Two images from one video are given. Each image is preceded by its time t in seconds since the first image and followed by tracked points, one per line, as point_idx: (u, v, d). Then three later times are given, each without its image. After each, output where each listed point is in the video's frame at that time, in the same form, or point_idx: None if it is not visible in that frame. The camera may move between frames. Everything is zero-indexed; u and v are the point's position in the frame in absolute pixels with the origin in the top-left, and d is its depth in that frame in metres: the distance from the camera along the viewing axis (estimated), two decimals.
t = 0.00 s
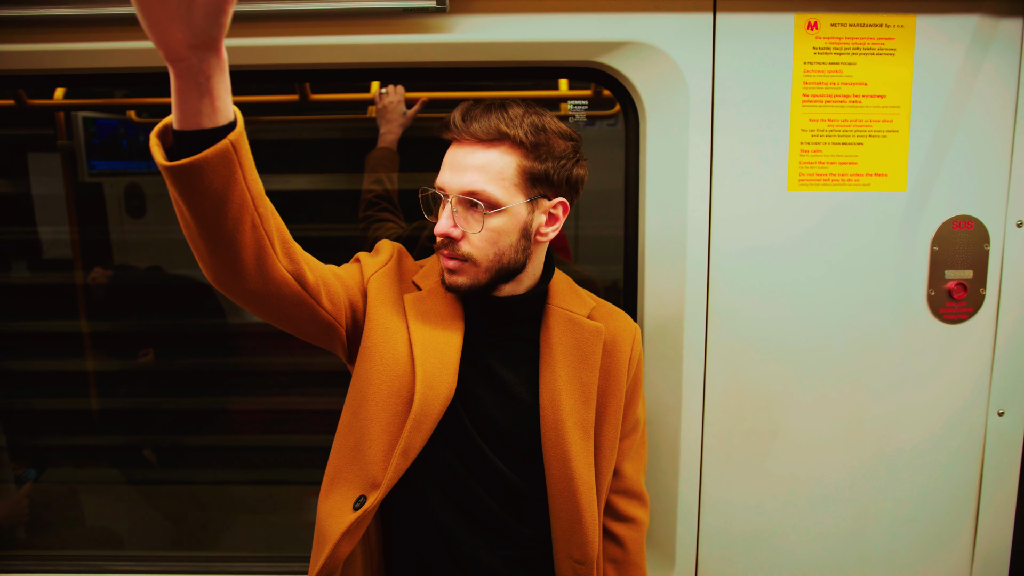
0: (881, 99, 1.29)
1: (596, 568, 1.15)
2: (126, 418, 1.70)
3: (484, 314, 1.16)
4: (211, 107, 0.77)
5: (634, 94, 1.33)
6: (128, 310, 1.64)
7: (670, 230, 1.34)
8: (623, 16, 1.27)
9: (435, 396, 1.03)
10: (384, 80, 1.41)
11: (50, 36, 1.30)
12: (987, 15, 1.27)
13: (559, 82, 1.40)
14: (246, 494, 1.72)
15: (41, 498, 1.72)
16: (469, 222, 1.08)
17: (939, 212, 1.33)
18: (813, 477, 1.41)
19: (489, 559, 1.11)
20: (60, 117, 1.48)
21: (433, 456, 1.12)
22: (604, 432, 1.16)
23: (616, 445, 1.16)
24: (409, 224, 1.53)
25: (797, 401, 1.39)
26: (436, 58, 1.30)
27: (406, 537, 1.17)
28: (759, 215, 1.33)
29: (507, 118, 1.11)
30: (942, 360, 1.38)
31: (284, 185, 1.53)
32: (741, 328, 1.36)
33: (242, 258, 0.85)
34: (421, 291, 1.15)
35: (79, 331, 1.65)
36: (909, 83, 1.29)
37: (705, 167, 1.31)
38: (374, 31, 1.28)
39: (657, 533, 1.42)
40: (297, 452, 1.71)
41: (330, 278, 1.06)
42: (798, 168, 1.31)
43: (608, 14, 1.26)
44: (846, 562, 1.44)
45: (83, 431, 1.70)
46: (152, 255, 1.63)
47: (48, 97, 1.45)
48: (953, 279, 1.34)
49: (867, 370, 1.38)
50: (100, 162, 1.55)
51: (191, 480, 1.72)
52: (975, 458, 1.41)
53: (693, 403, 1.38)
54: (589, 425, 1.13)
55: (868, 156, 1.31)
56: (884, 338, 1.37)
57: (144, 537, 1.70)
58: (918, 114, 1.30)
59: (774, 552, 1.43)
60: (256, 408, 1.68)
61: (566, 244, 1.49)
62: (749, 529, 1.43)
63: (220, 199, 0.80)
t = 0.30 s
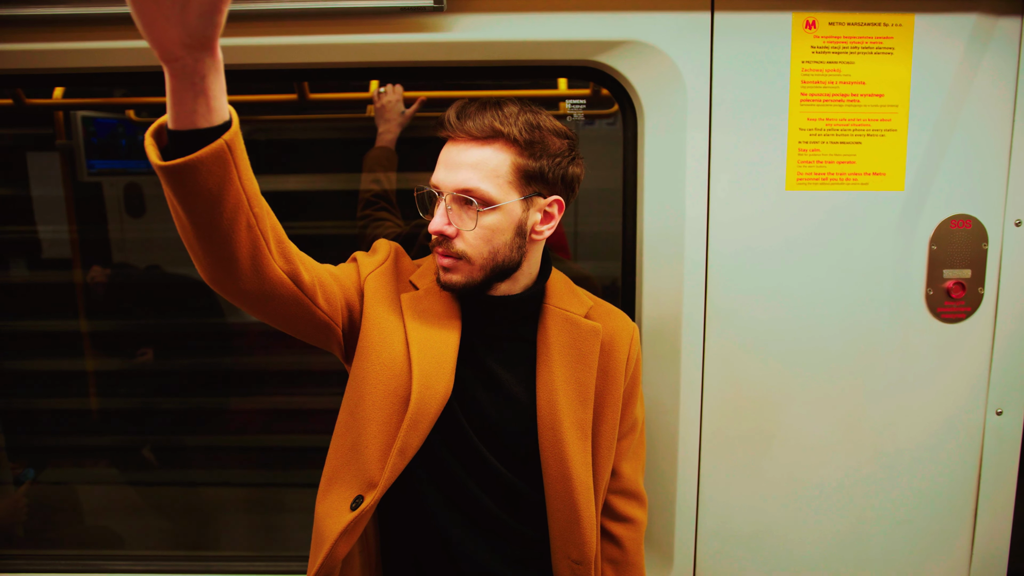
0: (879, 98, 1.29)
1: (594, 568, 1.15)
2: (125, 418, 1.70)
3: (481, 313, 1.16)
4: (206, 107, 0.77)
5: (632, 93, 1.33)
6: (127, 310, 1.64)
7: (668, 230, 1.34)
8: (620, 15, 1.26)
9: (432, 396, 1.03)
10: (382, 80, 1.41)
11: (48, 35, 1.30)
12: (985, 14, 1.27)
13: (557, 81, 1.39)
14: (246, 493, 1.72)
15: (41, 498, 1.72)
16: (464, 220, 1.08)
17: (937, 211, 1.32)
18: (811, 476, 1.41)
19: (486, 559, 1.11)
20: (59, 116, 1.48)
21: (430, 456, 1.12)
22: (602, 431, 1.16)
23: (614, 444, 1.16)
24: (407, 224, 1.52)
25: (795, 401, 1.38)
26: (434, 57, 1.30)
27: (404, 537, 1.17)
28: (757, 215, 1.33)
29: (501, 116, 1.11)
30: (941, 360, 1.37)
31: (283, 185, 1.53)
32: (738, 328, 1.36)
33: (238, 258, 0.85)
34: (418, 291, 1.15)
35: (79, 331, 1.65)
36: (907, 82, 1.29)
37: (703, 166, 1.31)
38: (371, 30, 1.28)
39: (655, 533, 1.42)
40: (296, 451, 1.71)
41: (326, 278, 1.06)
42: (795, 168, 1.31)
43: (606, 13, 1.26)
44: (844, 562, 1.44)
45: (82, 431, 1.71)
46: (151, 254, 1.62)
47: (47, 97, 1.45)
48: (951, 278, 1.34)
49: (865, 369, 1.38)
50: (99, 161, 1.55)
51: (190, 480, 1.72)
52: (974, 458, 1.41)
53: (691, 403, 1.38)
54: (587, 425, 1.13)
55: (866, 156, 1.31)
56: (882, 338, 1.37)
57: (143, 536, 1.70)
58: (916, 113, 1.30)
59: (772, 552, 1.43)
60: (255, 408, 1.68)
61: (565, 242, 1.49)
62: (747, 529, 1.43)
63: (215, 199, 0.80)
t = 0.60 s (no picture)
0: (876, 98, 1.29)
1: (591, 567, 1.15)
2: (125, 418, 1.70)
3: (478, 313, 1.17)
4: (204, 107, 0.77)
5: (630, 93, 1.33)
6: (126, 310, 1.65)
7: (665, 230, 1.34)
8: (618, 15, 1.26)
9: (428, 395, 1.03)
10: (381, 79, 1.41)
11: (47, 35, 1.31)
12: (982, 14, 1.27)
13: (557, 81, 1.39)
14: (246, 493, 1.72)
15: (40, 498, 1.73)
16: (459, 219, 1.08)
17: (934, 210, 1.33)
18: (808, 476, 1.41)
19: (484, 558, 1.12)
20: (58, 116, 1.48)
21: (428, 455, 1.12)
22: (599, 430, 1.17)
23: (611, 444, 1.16)
24: (406, 224, 1.53)
25: (792, 401, 1.39)
26: (432, 57, 1.30)
27: (402, 536, 1.17)
28: (754, 215, 1.33)
29: (497, 116, 1.11)
30: (938, 359, 1.38)
31: (282, 185, 1.53)
32: (735, 328, 1.36)
33: (234, 257, 0.86)
34: (415, 291, 1.15)
35: (78, 330, 1.66)
36: (904, 82, 1.29)
37: (701, 166, 1.31)
38: (370, 30, 1.28)
39: (652, 532, 1.43)
40: (295, 451, 1.71)
41: (323, 278, 1.06)
42: (793, 167, 1.31)
43: (604, 13, 1.26)
44: (842, 561, 1.44)
45: (82, 430, 1.71)
46: (150, 254, 1.63)
47: (46, 96, 1.46)
48: (948, 278, 1.34)
49: (861, 369, 1.38)
50: (98, 161, 1.55)
51: (190, 479, 1.72)
52: (970, 456, 1.41)
53: (689, 402, 1.38)
54: (584, 424, 1.14)
55: (864, 155, 1.31)
56: (879, 337, 1.37)
57: (142, 535, 1.70)
58: (913, 113, 1.30)
59: (769, 551, 1.44)
60: (254, 407, 1.69)
61: (564, 242, 1.49)
62: (745, 528, 1.43)
63: (212, 199, 0.80)
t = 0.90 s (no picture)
0: (869, 101, 1.30)
1: (586, 566, 1.16)
2: (124, 418, 1.71)
3: (474, 314, 1.17)
4: (202, 112, 0.78)
5: (625, 95, 1.34)
6: (126, 311, 1.65)
7: (660, 232, 1.35)
8: (613, 19, 1.27)
9: (424, 396, 1.04)
10: (379, 81, 1.42)
11: (46, 38, 1.31)
12: (974, 17, 1.28)
13: (555, 83, 1.40)
14: (245, 493, 1.73)
15: (39, 498, 1.73)
16: (453, 222, 1.09)
17: (927, 212, 1.34)
18: (802, 476, 1.42)
19: (480, 557, 1.13)
20: (58, 117, 1.49)
21: (425, 455, 1.13)
22: (594, 431, 1.18)
23: (606, 444, 1.17)
24: (403, 226, 1.54)
25: (785, 402, 1.40)
26: (429, 60, 1.31)
27: (399, 535, 1.18)
28: (749, 218, 1.34)
29: (489, 119, 1.12)
30: (931, 360, 1.39)
31: (280, 186, 1.54)
32: (730, 329, 1.37)
33: (233, 261, 0.87)
34: (411, 293, 1.16)
35: (78, 331, 1.66)
36: (897, 86, 1.30)
37: (696, 169, 1.32)
38: (367, 33, 1.29)
39: (648, 531, 1.44)
40: (293, 451, 1.72)
41: (321, 280, 1.07)
42: (787, 170, 1.33)
43: (600, 16, 1.27)
44: (835, 561, 1.45)
45: (81, 431, 1.72)
46: (149, 255, 1.63)
47: (45, 98, 1.46)
48: (941, 279, 1.35)
49: (855, 369, 1.39)
50: (97, 162, 1.56)
51: (189, 480, 1.73)
52: (963, 456, 1.42)
53: (684, 403, 1.40)
54: (579, 424, 1.15)
55: (857, 157, 1.32)
56: (872, 338, 1.38)
57: (142, 534, 1.71)
58: (907, 115, 1.31)
59: (764, 551, 1.45)
60: (253, 407, 1.69)
61: (561, 243, 1.50)
62: (740, 528, 1.44)
63: (211, 203, 0.81)
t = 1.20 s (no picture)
0: (865, 102, 1.31)
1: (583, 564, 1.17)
2: (124, 417, 1.72)
3: (471, 314, 1.18)
4: (202, 114, 0.79)
5: (622, 96, 1.35)
6: (125, 311, 1.66)
7: (657, 233, 1.36)
8: (610, 20, 1.28)
9: (422, 395, 1.04)
10: (378, 82, 1.42)
11: (45, 39, 1.32)
12: (969, 19, 1.29)
13: (553, 83, 1.41)
14: (244, 492, 1.74)
15: (39, 497, 1.74)
16: (448, 222, 1.10)
17: (922, 212, 1.35)
18: (798, 475, 1.43)
19: (476, 555, 1.13)
20: (58, 118, 1.50)
21: (422, 454, 1.14)
22: (590, 429, 1.18)
23: (602, 443, 1.18)
24: (402, 226, 1.55)
25: (781, 401, 1.41)
26: (428, 61, 1.31)
27: (396, 534, 1.19)
28: (745, 218, 1.35)
29: (485, 120, 1.13)
30: (926, 359, 1.39)
31: (279, 187, 1.55)
32: (726, 329, 1.38)
33: (232, 260, 0.87)
34: (409, 292, 1.17)
35: (77, 331, 1.67)
36: (892, 86, 1.31)
37: (692, 170, 1.33)
38: (366, 34, 1.29)
39: (644, 530, 1.45)
40: (293, 450, 1.72)
41: (319, 280, 1.08)
42: (783, 170, 1.33)
43: (597, 18, 1.28)
44: (832, 559, 1.46)
45: (81, 430, 1.73)
46: (148, 255, 1.64)
47: (45, 98, 1.47)
48: (936, 279, 1.36)
49: (851, 369, 1.40)
50: (97, 161, 1.56)
51: (188, 478, 1.74)
52: (959, 455, 1.43)
53: (680, 402, 1.40)
54: (575, 423, 1.15)
55: (853, 158, 1.33)
56: (868, 338, 1.39)
57: (141, 533, 1.72)
58: (901, 116, 1.32)
59: (760, 550, 1.45)
60: (252, 406, 1.70)
61: (559, 243, 1.51)
62: (736, 527, 1.45)
63: (211, 203, 0.82)
